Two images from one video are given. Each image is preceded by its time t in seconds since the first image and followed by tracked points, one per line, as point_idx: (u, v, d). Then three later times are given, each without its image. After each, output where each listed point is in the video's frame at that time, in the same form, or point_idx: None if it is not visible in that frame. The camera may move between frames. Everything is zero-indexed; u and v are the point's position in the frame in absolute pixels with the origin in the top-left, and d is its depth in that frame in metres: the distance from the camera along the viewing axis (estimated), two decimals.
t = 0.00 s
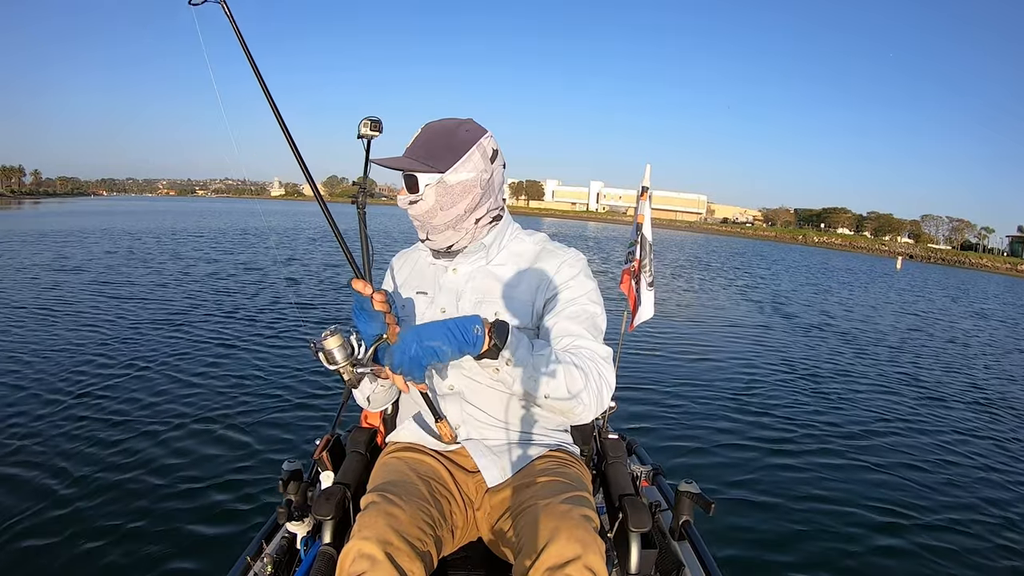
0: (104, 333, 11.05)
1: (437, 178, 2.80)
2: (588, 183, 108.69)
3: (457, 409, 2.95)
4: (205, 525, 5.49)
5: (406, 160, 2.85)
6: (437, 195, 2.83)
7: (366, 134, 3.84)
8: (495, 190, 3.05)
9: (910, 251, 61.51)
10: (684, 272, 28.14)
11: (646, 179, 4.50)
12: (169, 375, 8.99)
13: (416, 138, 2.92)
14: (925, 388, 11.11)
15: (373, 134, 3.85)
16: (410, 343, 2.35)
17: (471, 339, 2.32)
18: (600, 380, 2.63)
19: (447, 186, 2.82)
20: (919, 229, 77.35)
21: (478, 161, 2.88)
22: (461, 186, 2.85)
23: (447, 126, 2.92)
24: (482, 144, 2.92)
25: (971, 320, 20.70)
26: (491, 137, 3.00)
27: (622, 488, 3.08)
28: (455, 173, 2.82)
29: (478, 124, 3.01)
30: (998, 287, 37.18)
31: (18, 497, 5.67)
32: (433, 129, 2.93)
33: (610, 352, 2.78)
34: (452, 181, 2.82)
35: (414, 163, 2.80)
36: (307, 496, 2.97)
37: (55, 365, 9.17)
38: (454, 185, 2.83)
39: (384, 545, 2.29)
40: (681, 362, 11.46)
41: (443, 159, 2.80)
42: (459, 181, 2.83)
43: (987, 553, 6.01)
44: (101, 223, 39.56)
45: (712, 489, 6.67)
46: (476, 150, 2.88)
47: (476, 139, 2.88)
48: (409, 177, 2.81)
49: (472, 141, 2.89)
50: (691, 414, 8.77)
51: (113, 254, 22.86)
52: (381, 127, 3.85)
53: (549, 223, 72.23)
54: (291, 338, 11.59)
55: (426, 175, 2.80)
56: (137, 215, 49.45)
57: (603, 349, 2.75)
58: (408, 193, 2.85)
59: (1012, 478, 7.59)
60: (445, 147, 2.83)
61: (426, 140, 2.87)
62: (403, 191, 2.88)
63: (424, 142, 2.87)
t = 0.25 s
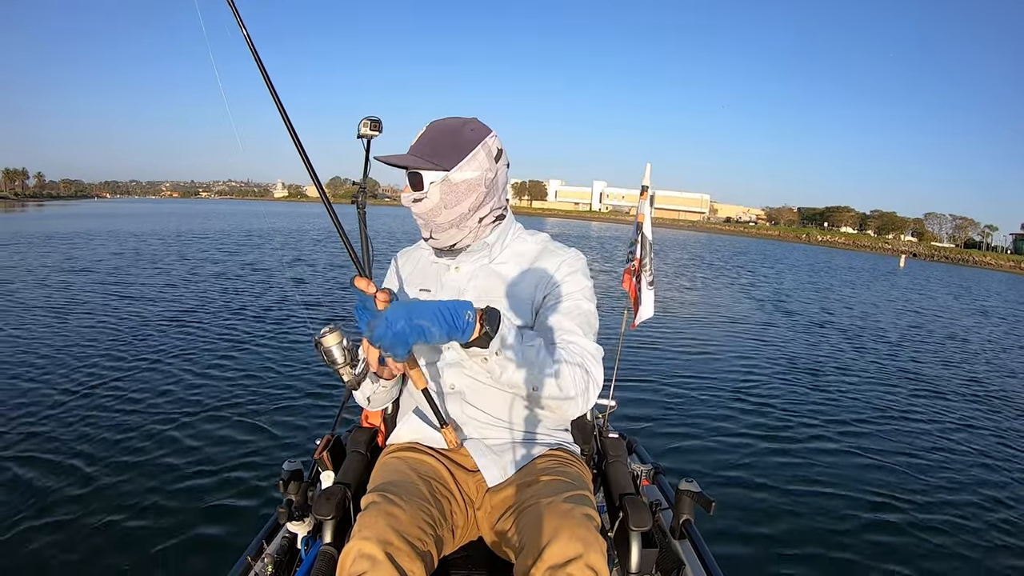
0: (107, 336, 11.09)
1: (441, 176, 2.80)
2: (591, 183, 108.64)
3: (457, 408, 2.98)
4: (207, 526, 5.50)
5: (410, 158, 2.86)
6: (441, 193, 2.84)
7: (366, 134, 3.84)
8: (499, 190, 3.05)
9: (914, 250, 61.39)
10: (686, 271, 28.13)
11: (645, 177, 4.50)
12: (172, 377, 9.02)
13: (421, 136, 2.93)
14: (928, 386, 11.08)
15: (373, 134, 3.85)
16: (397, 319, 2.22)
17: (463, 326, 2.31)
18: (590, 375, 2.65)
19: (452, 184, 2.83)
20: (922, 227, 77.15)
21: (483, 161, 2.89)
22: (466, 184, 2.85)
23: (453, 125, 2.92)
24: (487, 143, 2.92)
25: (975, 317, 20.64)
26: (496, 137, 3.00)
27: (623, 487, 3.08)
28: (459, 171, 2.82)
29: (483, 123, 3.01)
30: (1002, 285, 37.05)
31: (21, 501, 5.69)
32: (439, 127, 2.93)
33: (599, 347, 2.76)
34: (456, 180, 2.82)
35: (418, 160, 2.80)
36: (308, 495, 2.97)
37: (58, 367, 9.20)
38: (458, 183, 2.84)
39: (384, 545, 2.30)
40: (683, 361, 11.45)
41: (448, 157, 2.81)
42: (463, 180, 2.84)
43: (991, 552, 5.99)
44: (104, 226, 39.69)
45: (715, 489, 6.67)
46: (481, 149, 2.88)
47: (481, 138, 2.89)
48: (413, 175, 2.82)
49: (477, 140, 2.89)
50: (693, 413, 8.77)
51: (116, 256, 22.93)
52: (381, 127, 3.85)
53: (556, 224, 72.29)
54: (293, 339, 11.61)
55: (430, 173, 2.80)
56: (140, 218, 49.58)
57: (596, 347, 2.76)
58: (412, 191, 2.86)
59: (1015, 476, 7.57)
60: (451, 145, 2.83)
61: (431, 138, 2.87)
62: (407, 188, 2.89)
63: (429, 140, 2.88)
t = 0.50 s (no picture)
0: (110, 337, 11.12)
1: (443, 175, 2.81)
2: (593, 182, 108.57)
3: (459, 409, 2.98)
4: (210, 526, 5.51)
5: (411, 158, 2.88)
6: (443, 192, 2.84)
7: (365, 135, 3.85)
8: (501, 189, 3.06)
9: (918, 248, 61.21)
10: (689, 270, 28.09)
11: (645, 175, 4.48)
12: (175, 377, 9.04)
13: (423, 136, 2.95)
14: (932, 383, 11.04)
15: (371, 135, 3.86)
16: (385, 329, 2.30)
17: (453, 325, 2.38)
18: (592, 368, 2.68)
19: (454, 184, 2.84)
20: (925, 225, 76.94)
21: (485, 160, 2.90)
22: (467, 184, 2.87)
23: (454, 124, 2.93)
24: (489, 143, 2.93)
25: (980, 315, 20.57)
26: (497, 137, 3.01)
27: (624, 486, 3.08)
28: (461, 171, 2.84)
29: (485, 123, 3.02)
30: (1006, 283, 36.92)
31: (24, 500, 5.70)
32: (441, 126, 2.95)
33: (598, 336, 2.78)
34: (458, 179, 2.83)
35: (420, 160, 2.81)
36: (310, 497, 2.98)
37: (61, 368, 9.23)
38: (460, 183, 2.85)
39: (385, 546, 2.30)
40: (686, 360, 11.44)
41: (450, 157, 2.82)
42: (465, 179, 2.85)
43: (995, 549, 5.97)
44: (109, 228, 39.84)
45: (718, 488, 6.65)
46: (483, 148, 2.90)
47: (483, 137, 2.90)
48: (415, 173, 2.83)
49: (479, 140, 2.90)
50: (696, 411, 8.76)
51: (120, 257, 23.00)
52: (379, 128, 3.86)
53: (558, 224, 72.28)
54: (296, 339, 11.63)
55: (432, 172, 2.81)
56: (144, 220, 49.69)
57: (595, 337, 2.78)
58: (414, 190, 2.86)
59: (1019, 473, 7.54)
60: (452, 145, 2.84)
61: (433, 137, 2.88)
62: (408, 187, 2.90)
63: (431, 139, 2.90)
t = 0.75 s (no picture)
0: (114, 334, 11.15)
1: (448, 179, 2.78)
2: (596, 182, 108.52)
3: (465, 411, 2.94)
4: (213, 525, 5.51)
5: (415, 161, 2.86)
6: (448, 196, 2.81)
7: (366, 137, 3.85)
8: (505, 190, 3.03)
9: (922, 248, 61.00)
10: (693, 270, 28.06)
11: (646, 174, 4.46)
12: (178, 375, 9.05)
13: (426, 138, 2.92)
14: (937, 383, 11.00)
15: (373, 135, 3.86)
16: (432, 189, 2.25)
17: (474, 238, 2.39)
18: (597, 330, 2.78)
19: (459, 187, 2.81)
20: (929, 225, 76.72)
21: (490, 162, 2.86)
22: (473, 186, 2.83)
23: (457, 127, 2.90)
24: (493, 144, 2.89)
25: (985, 316, 20.49)
26: (500, 137, 2.96)
27: (629, 485, 3.06)
28: (466, 174, 2.80)
29: (487, 124, 2.98)
30: (1011, 283, 36.77)
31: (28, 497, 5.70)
32: (443, 129, 2.91)
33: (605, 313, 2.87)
34: (463, 182, 2.80)
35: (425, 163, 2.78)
36: (315, 499, 2.97)
37: (65, 365, 9.25)
38: (465, 186, 2.82)
39: (393, 549, 2.29)
40: (690, 359, 11.42)
41: (454, 160, 2.78)
42: (469, 182, 2.81)
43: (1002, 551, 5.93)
44: (114, 226, 39.99)
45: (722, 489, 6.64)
46: (487, 150, 2.86)
47: (486, 139, 2.85)
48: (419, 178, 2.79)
49: (482, 141, 2.86)
50: (700, 411, 8.73)
51: (124, 256, 23.07)
52: (381, 128, 3.87)
53: (562, 223, 72.29)
54: (299, 338, 11.64)
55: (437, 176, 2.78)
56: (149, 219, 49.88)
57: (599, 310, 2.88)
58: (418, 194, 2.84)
59: None
60: (457, 148, 2.81)
61: (435, 141, 2.85)
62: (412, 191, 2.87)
63: (435, 143, 2.87)
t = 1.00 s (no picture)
0: (117, 331, 11.18)
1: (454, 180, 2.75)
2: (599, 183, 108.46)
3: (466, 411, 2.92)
4: (213, 521, 5.52)
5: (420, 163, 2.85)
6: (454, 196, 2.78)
7: (366, 136, 3.86)
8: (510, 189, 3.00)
9: (926, 249, 60.84)
10: (696, 270, 28.03)
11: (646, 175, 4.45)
12: (180, 371, 9.07)
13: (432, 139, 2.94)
14: (940, 385, 10.96)
15: (373, 136, 3.88)
16: (442, 138, 2.34)
17: (468, 196, 2.45)
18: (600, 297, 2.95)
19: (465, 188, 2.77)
20: (934, 227, 76.51)
21: (495, 163, 2.84)
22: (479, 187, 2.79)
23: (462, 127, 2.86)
24: (498, 144, 2.86)
25: (989, 318, 20.43)
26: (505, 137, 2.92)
27: (629, 486, 3.05)
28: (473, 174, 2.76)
29: (492, 123, 2.94)
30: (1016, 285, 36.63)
31: (27, 492, 5.72)
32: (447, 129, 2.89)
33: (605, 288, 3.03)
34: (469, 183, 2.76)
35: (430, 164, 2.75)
36: (314, 499, 2.97)
37: (67, 361, 9.27)
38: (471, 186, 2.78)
39: (391, 550, 2.29)
40: (691, 359, 11.41)
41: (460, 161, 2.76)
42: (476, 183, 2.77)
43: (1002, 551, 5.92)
44: (117, 225, 40.08)
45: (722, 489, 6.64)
46: (494, 151, 2.83)
47: (492, 140, 2.83)
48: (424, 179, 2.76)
49: (487, 142, 2.83)
50: (701, 411, 8.73)
51: (128, 254, 23.13)
52: (381, 128, 3.89)
53: (565, 224, 72.29)
54: (302, 336, 11.65)
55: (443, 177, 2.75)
56: (153, 218, 50.03)
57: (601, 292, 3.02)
58: (423, 195, 2.81)
59: None
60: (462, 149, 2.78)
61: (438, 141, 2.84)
62: (417, 192, 2.84)
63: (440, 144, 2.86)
